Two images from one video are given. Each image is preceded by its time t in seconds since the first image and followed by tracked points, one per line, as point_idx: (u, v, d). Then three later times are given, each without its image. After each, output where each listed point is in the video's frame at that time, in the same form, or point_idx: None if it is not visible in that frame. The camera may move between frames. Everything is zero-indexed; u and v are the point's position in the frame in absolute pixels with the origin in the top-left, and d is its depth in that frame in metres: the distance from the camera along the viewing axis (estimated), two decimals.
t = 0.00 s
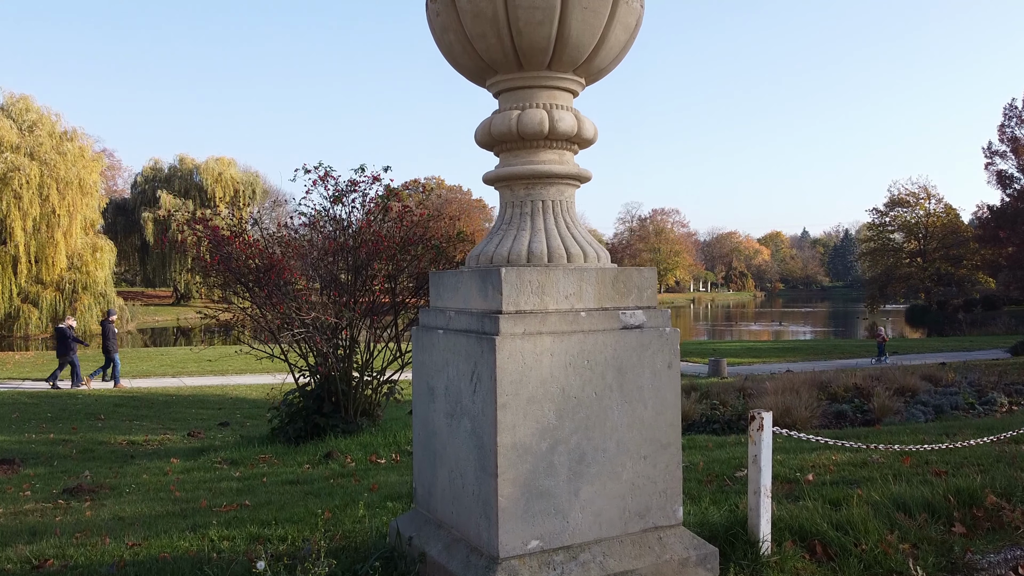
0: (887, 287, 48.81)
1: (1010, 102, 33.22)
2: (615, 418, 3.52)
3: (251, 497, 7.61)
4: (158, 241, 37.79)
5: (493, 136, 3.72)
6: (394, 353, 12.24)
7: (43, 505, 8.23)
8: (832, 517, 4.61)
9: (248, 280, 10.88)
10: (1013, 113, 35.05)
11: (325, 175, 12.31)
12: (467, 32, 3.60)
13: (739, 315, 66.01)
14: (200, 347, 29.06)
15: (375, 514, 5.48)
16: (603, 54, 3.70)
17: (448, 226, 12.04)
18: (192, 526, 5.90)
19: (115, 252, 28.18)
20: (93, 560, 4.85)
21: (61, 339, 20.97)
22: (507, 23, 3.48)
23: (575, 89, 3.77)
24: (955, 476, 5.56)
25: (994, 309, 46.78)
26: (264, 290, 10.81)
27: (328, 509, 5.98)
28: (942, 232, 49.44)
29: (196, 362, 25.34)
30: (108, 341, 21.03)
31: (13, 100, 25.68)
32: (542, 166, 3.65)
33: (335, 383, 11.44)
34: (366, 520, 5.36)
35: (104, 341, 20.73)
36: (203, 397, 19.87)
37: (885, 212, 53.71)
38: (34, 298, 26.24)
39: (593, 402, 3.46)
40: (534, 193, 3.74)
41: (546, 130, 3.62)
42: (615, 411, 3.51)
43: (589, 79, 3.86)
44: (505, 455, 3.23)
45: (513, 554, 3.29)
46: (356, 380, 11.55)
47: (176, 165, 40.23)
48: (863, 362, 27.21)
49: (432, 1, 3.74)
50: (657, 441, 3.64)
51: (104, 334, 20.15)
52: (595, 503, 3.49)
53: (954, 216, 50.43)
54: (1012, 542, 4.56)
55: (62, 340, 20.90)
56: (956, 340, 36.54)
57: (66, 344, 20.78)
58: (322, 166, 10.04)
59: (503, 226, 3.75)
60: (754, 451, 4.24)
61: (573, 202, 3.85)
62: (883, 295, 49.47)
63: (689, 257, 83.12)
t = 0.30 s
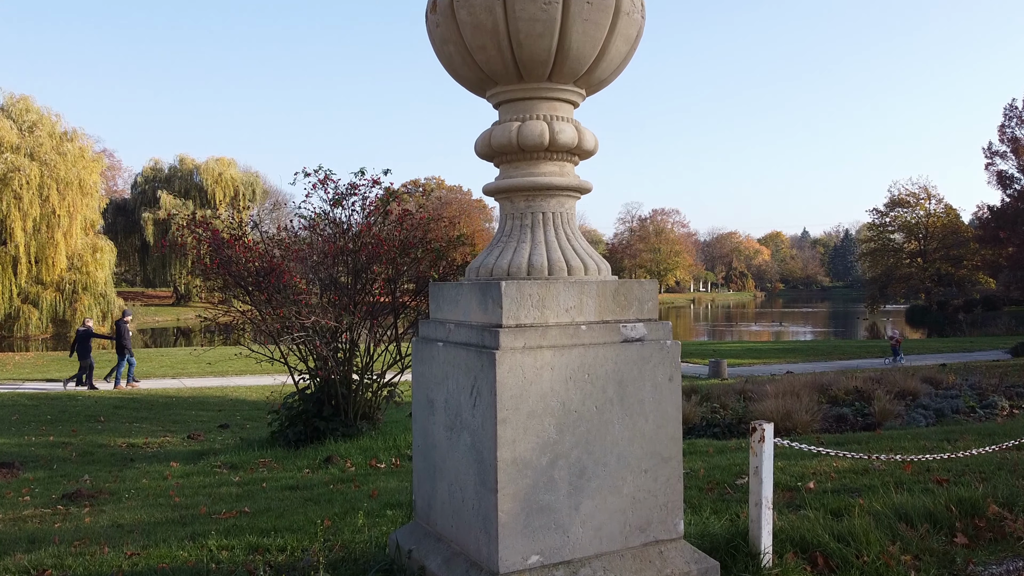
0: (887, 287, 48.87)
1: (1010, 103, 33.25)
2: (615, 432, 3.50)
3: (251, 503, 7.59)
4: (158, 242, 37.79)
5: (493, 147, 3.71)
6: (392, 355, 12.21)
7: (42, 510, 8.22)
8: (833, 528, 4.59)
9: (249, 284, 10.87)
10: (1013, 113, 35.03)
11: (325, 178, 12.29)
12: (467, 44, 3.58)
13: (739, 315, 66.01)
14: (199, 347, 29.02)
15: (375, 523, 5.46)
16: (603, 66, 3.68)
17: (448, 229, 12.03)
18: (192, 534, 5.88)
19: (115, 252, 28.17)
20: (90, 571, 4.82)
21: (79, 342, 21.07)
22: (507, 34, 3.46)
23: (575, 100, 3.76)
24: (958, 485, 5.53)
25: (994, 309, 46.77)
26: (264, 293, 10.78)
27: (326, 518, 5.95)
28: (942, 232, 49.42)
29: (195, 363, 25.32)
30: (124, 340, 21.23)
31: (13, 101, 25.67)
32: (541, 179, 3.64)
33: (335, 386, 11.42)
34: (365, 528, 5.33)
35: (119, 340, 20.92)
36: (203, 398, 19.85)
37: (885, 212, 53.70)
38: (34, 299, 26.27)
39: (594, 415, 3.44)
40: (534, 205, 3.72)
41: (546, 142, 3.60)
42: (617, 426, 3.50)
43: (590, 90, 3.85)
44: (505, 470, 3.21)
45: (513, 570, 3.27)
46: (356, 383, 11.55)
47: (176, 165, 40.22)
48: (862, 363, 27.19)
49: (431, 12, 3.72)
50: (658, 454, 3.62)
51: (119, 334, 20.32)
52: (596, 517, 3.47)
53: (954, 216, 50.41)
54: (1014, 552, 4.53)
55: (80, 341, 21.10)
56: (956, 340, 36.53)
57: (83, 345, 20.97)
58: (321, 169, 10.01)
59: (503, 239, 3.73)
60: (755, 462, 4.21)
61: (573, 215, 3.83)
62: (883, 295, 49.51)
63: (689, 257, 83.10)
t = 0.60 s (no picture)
0: (887, 287, 48.93)
1: (1010, 103, 33.24)
2: (613, 443, 3.49)
3: (249, 508, 7.58)
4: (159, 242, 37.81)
5: (490, 157, 3.70)
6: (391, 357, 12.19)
7: (40, 515, 8.22)
8: (832, 536, 4.58)
9: (248, 287, 10.84)
10: (1013, 113, 35.00)
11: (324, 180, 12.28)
12: (464, 54, 3.57)
13: (740, 315, 65.96)
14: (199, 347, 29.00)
15: (372, 531, 5.45)
16: (601, 76, 3.68)
17: (446, 231, 12.04)
18: (189, 541, 5.86)
19: (115, 252, 28.16)
20: None
21: (97, 344, 21.16)
22: (503, 44, 3.45)
23: (573, 109, 3.75)
24: (957, 492, 5.52)
25: (994, 309, 46.76)
26: (263, 295, 10.78)
27: (323, 525, 5.95)
28: (942, 232, 49.41)
29: (195, 364, 25.33)
30: (140, 342, 21.39)
31: (13, 101, 25.66)
32: (538, 189, 3.63)
33: (334, 389, 11.41)
34: (362, 536, 5.33)
35: (134, 342, 21.12)
36: (203, 400, 19.86)
37: (886, 212, 53.69)
38: (34, 299, 26.29)
39: (591, 426, 3.43)
40: (531, 215, 3.72)
41: (543, 152, 3.59)
42: (613, 436, 3.49)
43: (587, 99, 3.84)
44: (501, 482, 3.21)
45: None
46: (355, 386, 11.54)
47: (176, 165, 40.21)
48: (862, 364, 27.18)
49: (428, 22, 3.71)
50: (655, 465, 3.61)
51: (132, 335, 20.48)
52: (593, 528, 3.46)
53: (954, 216, 50.41)
54: (1012, 561, 4.51)
55: (96, 342, 21.33)
56: (955, 340, 36.55)
57: (100, 345, 21.16)
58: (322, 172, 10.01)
59: (500, 248, 3.73)
60: (754, 470, 4.19)
61: (570, 224, 3.83)
62: (883, 295, 49.52)
63: (689, 257, 83.08)
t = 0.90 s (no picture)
0: (887, 287, 48.94)
1: (1010, 103, 33.25)
2: (611, 457, 3.49)
3: (249, 514, 7.57)
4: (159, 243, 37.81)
5: (488, 170, 3.70)
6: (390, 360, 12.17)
7: (39, 520, 8.22)
8: (830, 547, 4.58)
9: (248, 290, 10.79)
10: (1013, 113, 34.99)
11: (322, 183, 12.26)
12: (461, 67, 3.57)
13: (740, 315, 65.95)
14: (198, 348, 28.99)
15: (371, 540, 5.45)
16: (599, 89, 3.68)
17: (445, 234, 12.04)
18: (188, 549, 5.87)
19: (115, 252, 28.17)
20: None
21: (114, 344, 21.23)
22: (500, 57, 3.46)
23: (571, 123, 3.75)
24: (956, 502, 5.52)
25: (994, 309, 46.77)
26: (263, 299, 10.75)
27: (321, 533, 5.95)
28: (943, 232, 49.41)
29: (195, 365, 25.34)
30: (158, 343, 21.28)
31: (13, 102, 25.65)
32: (536, 203, 3.63)
33: (334, 393, 11.40)
34: (360, 546, 5.32)
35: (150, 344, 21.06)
36: (203, 401, 19.86)
37: (886, 212, 53.68)
38: (34, 299, 26.31)
39: (588, 440, 3.43)
40: (529, 228, 3.71)
41: (541, 166, 3.59)
42: (611, 450, 3.49)
43: (584, 112, 3.84)
44: (499, 497, 3.21)
45: None
46: (355, 390, 11.53)
47: (176, 165, 40.21)
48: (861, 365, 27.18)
49: (426, 34, 3.71)
50: (653, 479, 3.61)
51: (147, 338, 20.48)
52: (590, 543, 3.46)
53: (954, 216, 50.40)
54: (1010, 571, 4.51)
55: (114, 342, 21.36)
56: (955, 341, 36.53)
57: (117, 346, 21.22)
58: (322, 175, 10.00)
59: (498, 262, 3.73)
60: (751, 482, 4.19)
61: (567, 237, 3.83)
62: (883, 295, 49.50)
63: (689, 257, 83.07)
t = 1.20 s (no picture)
0: (887, 288, 48.97)
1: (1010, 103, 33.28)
2: (609, 475, 3.50)
3: (248, 522, 7.58)
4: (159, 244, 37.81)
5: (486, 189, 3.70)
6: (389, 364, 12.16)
7: (39, 528, 8.22)
8: (828, 561, 4.59)
9: (248, 295, 10.79)
10: (1013, 114, 35.03)
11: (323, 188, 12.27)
12: (459, 86, 3.58)
13: (741, 315, 65.93)
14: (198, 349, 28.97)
15: (369, 552, 5.44)
16: (597, 107, 3.68)
17: (445, 239, 12.04)
18: (188, 560, 5.86)
19: (116, 253, 28.17)
20: None
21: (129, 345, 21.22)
22: (499, 77, 3.46)
23: (569, 141, 3.76)
24: (954, 513, 5.52)
25: (994, 310, 46.81)
26: (264, 304, 10.74)
27: (322, 545, 5.93)
28: (942, 233, 49.45)
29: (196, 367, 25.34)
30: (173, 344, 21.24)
31: (13, 102, 25.64)
32: (534, 221, 3.63)
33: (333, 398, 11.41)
34: (360, 558, 5.32)
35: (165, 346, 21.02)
36: (202, 404, 19.87)
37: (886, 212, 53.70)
38: (34, 300, 26.30)
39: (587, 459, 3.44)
40: (527, 246, 3.72)
41: (539, 184, 3.60)
42: (609, 468, 3.50)
43: (583, 129, 3.85)
44: (497, 517, 3.21)
45: None
46: (355, 395, 11.53)
47: (176, 166, 40.21)
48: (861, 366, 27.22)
49: (424, 54, 3.72)
50: (650, 496, 3.62)
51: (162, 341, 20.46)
52: (589, 561, 3.47)
53: (954, 216, 50.43)
54: None
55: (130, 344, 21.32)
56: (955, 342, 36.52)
57: (133, 347, 21.22)
58: (321, 181, 10.01)
59: (496, 279, 3.74)
60: (749, 498, 4.17)
61: (565, 254, 3.83)
62: (884, 296, 49.53)
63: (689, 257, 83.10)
